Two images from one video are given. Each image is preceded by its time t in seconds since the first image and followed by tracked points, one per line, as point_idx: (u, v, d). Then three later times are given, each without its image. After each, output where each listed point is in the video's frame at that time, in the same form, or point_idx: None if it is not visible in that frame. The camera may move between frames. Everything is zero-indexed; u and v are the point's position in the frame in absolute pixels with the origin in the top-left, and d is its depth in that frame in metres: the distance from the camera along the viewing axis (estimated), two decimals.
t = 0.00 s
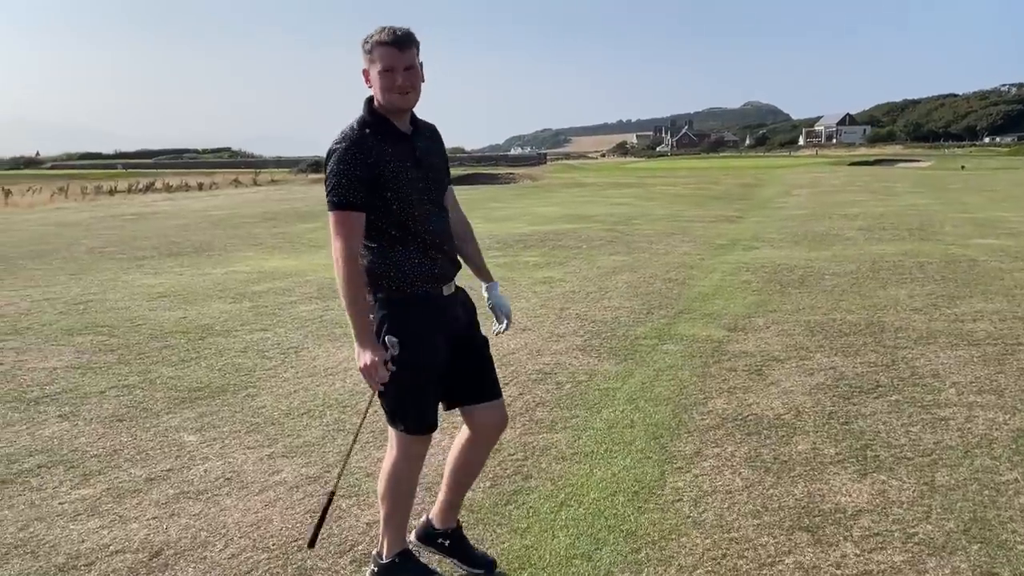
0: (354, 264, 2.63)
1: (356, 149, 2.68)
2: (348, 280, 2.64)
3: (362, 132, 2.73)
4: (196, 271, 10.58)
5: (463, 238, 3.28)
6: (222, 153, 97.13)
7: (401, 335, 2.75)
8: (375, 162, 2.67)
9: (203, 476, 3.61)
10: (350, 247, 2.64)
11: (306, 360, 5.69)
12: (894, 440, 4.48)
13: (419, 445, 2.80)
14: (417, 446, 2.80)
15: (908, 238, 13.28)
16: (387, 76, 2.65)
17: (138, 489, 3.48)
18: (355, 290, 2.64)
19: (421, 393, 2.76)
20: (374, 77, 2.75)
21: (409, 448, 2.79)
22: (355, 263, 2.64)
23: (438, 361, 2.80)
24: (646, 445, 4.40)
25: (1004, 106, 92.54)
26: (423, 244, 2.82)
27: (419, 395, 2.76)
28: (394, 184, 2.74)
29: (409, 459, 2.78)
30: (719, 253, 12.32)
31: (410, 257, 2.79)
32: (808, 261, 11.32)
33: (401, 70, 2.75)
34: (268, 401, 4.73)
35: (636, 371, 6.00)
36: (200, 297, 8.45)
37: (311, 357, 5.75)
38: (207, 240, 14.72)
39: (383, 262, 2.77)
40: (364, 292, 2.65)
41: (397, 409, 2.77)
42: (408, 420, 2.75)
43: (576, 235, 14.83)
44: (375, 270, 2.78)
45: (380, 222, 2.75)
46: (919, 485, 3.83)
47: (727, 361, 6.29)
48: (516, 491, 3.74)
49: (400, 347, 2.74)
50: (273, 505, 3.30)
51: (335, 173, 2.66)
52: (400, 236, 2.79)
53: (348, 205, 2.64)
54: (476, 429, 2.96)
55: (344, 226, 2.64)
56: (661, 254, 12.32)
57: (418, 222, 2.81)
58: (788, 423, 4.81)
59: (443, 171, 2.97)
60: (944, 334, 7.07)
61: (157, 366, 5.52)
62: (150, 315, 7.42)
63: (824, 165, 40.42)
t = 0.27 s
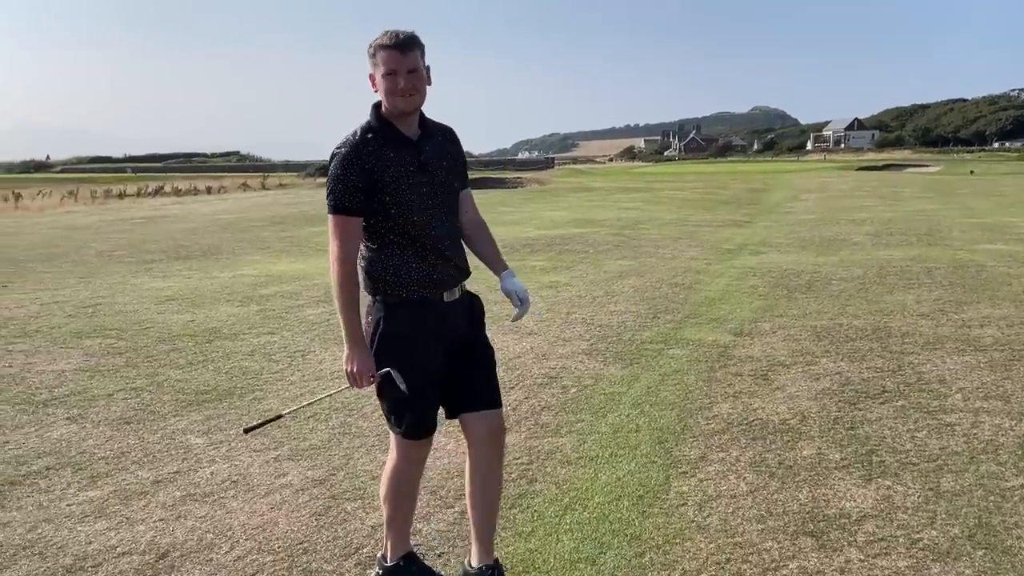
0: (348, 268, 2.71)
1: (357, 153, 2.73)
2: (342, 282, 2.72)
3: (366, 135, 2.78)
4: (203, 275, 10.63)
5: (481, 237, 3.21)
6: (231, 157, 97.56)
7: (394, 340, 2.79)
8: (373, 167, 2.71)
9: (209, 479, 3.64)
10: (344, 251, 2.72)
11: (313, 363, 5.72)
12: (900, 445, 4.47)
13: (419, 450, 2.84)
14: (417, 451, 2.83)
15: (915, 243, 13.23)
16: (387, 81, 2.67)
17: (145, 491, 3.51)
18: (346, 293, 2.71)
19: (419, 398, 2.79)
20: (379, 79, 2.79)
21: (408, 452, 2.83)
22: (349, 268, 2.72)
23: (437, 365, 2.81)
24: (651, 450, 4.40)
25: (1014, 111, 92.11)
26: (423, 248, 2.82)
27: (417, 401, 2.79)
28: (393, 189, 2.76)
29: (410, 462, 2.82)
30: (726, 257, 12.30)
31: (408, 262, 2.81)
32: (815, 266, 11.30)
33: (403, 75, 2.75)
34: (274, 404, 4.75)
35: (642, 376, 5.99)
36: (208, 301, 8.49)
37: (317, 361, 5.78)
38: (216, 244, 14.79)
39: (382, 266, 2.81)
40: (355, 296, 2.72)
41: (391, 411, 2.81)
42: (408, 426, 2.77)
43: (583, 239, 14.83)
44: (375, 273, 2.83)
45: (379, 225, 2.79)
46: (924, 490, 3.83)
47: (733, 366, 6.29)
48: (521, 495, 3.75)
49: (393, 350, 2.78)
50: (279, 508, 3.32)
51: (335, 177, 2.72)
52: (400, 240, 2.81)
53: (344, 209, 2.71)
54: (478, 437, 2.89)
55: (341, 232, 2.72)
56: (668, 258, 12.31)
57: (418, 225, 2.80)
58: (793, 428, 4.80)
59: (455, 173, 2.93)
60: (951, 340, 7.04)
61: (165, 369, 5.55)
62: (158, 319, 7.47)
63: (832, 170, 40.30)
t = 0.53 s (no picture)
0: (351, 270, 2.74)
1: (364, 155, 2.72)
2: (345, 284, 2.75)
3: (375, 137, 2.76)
4: (209, 277, 10.66)
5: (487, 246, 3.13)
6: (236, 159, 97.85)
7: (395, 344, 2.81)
8: (377, 171, 2.69)
9: (213, 480, 3.65)
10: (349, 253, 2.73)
11: (317, 365, 5.73)
12: (904, 448, 4.46)
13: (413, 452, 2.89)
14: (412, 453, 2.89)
15: (920, 246, 13.20)
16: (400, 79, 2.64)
17: (150, 492, 3.52)
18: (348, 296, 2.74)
19: (414, 402, 2.81)
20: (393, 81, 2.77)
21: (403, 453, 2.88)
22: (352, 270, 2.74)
23: (434, 372, 2.82)
24: (654, 452, 4.40)
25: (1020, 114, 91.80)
26: (423, 255, 2.79)
27: (412, 404, 2.81)
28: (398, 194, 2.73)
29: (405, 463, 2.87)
30: (731, 260, 12.28)
31: (407, 267, 2.79)
32: (820, 269, 11.28)
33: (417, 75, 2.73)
34: (278, 405, 4.77)
35: (646, 378, 5.99)
36: (213, 303, 8.52)
37: (321, 363, 5.79)
38: (221, 246, 14.83)
39: (384, 269, 2.81)
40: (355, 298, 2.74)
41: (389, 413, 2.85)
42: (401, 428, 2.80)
43: (587, 242, 14.83)
44: (375, 276, 2.84)
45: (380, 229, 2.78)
46: (928, 493, 3.82)
47: (736, 369, 6.28)
48: (524, 497, 3.76)
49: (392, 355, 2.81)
50: (283, 509, 3.33)
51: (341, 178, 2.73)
52: (401, 245, 2.80)
53: (349, 211, 2.71)
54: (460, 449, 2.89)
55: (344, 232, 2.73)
56: (672, 261, 12.30)
57: (418, 231, 2.77)
58: (797, 431, 4.79)
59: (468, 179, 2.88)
60: (956, 343, 7.02)
61: (170, 370, 5.58)
62: (163, 320, 7.50)
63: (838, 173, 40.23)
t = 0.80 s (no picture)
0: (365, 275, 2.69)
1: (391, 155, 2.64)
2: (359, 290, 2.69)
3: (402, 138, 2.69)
4: (211, 279, 10.69)
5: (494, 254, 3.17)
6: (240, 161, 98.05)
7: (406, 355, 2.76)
8: (404, 173, 2.62)
9: (216, 481, 3.66)
10: (365, 254, 2.68)
11: (319, 367, 5.74)
12: (907, 451, 4.45)
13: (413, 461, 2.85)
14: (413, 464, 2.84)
15: (924, 249, 13.17)
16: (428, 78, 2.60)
17: (152, 493, 3.53)
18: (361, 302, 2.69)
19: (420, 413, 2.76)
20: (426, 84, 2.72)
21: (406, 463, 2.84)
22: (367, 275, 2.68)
23: (440, 381, 2.78)
24: (657, 454, 4.39)
25: None
26: (438, 266, 2.74)
27: (418, 416, 2.77)
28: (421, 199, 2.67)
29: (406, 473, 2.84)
30: (734, 263, 12.27)
31: (421, 278, 2.74)
32: (823, 271, 11.26)
33: (451, 76, 2.67)
34: (281, 407, 4.77)
35: (648, 381, 5.98)
36: (216, 304, 8.53)
37: (323, 364, 5.80)
38: (224, 248, 14.87)
39: (397, 275, 2.75)
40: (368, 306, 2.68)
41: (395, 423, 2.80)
42: (404, 434, 2.74)
43: (590, 244, 14.83)
44: (389, 283, 2.77)
45: (399, 234, 2.71)
46: (931, 496, 3.81)
47: (739, 371, 6.27)
48: (525, 499, 3.75)
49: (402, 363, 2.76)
50: (285, 510, 3.33)
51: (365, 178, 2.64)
52: (418, 253, 2.73)
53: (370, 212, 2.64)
54: (456, 464, 2.87)
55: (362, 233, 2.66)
56: (675, 264, 12.29)
57: (438, 241, 2.71)
58: (799, 433, 4.78)
59: (489, 194, 2.85)
60: (960, 345, 7.00)
61: (173, 371, 5.59)
62: (166, 322, 7.51)
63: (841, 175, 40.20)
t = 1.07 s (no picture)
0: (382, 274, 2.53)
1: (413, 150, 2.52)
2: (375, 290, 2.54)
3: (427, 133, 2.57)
4: (213, 281, 10.70)
5: (513, 267, 3.05)
6: (242, 163, 98.16)
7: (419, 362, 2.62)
8: (426, 172, 2.48)
9: (216, 483, 3.66)
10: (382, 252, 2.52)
11: (320, 369, 5.74)
12: (908, 454, 4.44)
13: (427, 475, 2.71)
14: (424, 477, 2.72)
15: (925, 252, 13.17)
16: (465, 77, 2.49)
17: (153, 495, 3.53)
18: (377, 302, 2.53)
19: (430, 425, 2.63)
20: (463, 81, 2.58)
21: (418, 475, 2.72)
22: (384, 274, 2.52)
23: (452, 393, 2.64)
24: (658, 457, 4.38)
25: None
26: (447, 273, 2.61)
27: (427, 427, 2.63)
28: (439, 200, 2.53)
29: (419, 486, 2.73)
30: (735, 265, 12.27)
31: (432, 283, 2.61)
32: (824, 274, 11.26)
33: (491, 79, 2.54)
34: (282, 409, 4.77)
35: (649, 383, 5.98)
36: (217, 306, 8.55)
37: (324, 367, 5.80)
38: (226, 250, 14.89)
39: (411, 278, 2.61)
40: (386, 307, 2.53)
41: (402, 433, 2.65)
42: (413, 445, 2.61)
43: (591, 247, 14.84)
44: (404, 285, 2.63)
45: (411, 234, 2.56)
46: (932, 499, 3.80)
47: (740, 374, 6.27)
48: (526, 502, 3.75)
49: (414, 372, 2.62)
50: (285, 513, 3.33)
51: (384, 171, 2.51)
52: (426, 256, 2.60)
53: (389, 209, 2.49)
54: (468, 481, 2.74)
55: (381, 228, 2.51)
56: (676, 266, 12.30)
57: (451, 245, 2.58)
58: (800, 436, 4.78)
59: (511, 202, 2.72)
60: (961, 348, 6.99)
61: (174, 373, 5.60)
62: (167, 324, 7.52)
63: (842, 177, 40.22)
